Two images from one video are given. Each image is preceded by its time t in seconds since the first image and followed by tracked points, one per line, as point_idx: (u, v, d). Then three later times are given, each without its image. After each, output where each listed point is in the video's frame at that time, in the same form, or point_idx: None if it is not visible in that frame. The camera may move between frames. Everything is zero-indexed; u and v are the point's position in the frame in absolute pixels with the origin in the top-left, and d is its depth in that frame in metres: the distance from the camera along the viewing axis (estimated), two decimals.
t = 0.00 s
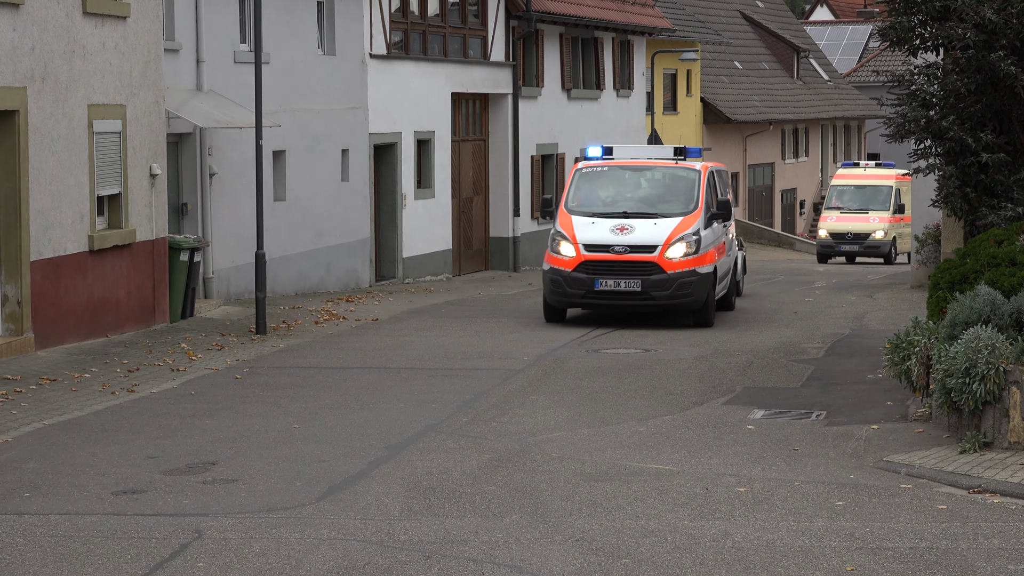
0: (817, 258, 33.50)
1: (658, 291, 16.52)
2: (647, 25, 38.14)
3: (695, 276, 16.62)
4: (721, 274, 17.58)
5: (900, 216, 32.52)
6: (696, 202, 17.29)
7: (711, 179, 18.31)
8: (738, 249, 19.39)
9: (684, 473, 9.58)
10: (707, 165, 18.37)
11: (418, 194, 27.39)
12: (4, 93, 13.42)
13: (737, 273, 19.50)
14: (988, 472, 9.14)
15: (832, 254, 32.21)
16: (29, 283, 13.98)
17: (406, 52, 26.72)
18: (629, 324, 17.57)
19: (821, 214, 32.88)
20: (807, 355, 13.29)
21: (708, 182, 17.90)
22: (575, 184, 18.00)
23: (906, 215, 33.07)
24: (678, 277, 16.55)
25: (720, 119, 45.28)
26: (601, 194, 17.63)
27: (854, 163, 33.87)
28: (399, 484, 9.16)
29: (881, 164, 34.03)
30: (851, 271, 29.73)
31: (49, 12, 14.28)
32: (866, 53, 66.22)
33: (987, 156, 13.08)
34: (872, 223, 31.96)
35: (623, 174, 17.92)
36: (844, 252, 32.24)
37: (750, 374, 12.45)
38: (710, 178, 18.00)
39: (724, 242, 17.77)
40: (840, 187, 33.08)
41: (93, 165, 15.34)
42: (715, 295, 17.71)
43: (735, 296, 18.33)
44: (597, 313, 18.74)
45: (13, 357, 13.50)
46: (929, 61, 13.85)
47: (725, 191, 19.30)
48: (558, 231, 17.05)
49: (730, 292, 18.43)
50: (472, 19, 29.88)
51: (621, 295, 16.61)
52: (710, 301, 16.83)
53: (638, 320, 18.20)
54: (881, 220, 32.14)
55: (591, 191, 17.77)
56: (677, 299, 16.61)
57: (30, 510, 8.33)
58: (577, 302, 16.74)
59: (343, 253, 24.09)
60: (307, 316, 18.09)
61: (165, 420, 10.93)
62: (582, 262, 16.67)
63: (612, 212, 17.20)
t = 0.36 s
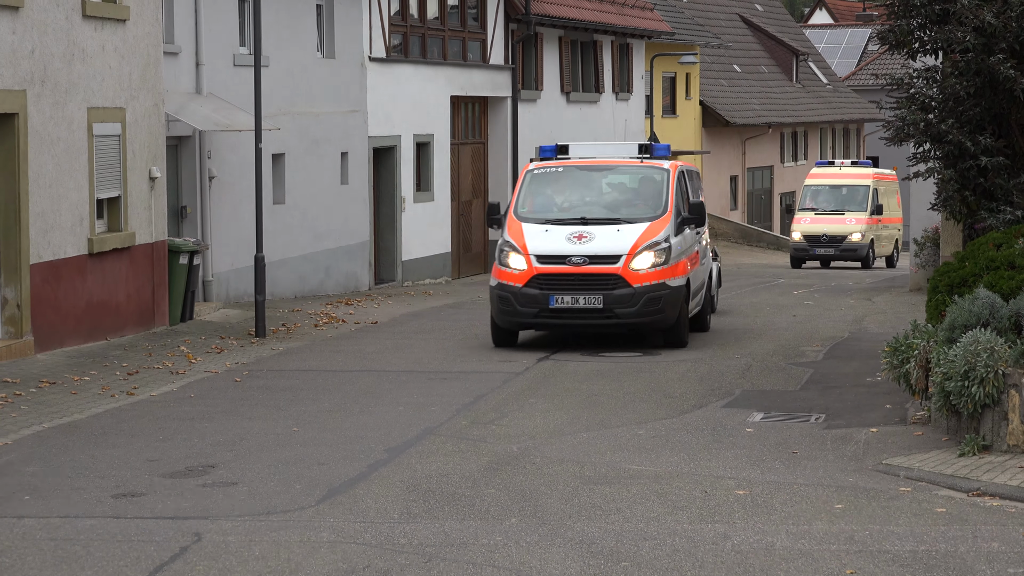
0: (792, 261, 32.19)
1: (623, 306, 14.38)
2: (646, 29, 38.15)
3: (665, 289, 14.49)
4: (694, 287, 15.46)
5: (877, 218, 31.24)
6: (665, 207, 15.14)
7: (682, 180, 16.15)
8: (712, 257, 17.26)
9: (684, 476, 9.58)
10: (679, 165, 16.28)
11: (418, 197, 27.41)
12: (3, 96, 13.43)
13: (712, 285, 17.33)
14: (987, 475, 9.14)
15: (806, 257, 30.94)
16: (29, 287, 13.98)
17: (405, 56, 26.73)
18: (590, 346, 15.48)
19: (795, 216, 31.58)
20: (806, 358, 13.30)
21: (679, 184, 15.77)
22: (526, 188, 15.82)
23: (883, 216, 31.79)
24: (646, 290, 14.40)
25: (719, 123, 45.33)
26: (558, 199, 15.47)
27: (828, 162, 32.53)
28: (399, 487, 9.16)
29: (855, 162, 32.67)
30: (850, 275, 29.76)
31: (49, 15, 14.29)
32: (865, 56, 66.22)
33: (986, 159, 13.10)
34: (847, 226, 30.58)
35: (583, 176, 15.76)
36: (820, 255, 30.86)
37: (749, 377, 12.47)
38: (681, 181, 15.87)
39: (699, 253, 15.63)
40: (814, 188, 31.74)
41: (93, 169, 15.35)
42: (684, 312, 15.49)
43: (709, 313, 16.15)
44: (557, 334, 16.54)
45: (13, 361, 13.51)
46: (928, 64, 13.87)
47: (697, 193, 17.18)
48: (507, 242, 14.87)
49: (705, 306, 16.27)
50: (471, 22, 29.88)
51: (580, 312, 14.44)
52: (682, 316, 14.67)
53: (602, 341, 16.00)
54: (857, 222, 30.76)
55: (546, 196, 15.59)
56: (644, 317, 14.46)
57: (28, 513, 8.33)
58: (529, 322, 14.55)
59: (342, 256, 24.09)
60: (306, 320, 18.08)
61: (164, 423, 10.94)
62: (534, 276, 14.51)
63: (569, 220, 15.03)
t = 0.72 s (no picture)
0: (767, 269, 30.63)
1: (579, 333, 11.79)
2: (645, 34, 38.15)
3: (628, 310, 11.96)
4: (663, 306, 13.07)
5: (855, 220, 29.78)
6: (626, 215, 12.66)
7: (646, 180, 13.63)
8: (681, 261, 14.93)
9: (683, 480, 9.57)
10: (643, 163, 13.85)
11: (416, 202, 27.40)
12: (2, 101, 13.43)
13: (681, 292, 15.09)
14: (987, 480, 9.13)
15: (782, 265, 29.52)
16: (27, 291, 13.97)
17: (404, 61, 26.73)
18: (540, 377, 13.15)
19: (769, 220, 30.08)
20: (806, 362, 13.30)
21: (644, 186, 13.30)
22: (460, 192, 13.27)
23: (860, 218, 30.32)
24: (606, 313, 11.82)
25: (718, 128, 45.36)
26: (500, 204, 12.93)
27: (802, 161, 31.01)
28: (399, 491, 9.16)
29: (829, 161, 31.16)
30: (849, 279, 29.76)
31: (48, 19, 14.29)
32: (864, 60, 66.23)
33: (985, 163, 13.09)
34: (824, 229, 29.10)
35: (529, 177, 13.21)
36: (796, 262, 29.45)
37: (748, 381, 12.46)
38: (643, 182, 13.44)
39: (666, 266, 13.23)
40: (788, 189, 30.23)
41: (92, 173, 15.35)
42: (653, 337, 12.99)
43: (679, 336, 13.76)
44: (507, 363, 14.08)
45: (12, 365, 13.50)
46: (928, 68, 13.87)
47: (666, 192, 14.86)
48: (440, 259, 12.25)
49: (676, 323, 14.01)
50: (470, 27, 29.87)
51: (527, 342, 11.83)
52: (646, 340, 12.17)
53: (562, 372, 13.58)
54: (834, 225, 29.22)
55: (486, 200, 13.03)
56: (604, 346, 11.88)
57: (27, 518, 8.33)
58: (466, 355, 11.93)
59: (341, 261, 24.09)
60: (304, 324, 18.07)
61: (163, 427, 10.93)
62: (471, 300, 11.88)
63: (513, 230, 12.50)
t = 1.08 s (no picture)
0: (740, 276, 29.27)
1: (513, 388, 9.42)
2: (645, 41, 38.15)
3: (577, 358, 9.64)
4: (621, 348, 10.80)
5: (832, 223, 28.56)
6: (577, 240, 10.28)
7: (603, 194, 11.22)
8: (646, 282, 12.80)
9: (683, 488, 9.56)
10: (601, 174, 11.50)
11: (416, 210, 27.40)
12: (3, 108, 13.44)
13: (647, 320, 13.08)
14: (987, 486, 9.12)
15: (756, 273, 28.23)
16: (28, 299, 13.98)
17: (404, 68, 26.75)
18: (475, 435, 11.08)
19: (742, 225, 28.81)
20: (806, 369, 13.29)
21: (599, 202, 10.97)
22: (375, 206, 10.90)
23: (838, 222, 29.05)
24: (550, 363, 9.50)
25: (719, 135, 45.38)
26: (428, 218, 10.58)
27: (776, 162, 29.73)
28: (399, 499, 9.15)
29: (804, 161, 29.88)
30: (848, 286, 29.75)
31: (48, 27, 14.30)
32: (864, 67, 66.30)
33: (984, 170, 13.11)
34: (802, 234, 27.79)
35: (462, 190, 10.80)
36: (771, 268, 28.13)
37: (748, 388, 12.46)
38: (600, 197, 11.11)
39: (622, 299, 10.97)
40: (761, 193, 28.96)
41: (92, 180, 15.36)
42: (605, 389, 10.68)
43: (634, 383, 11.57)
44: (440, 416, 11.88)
45: (13, 373, 13.50)
46: (927, 76, 13.89)
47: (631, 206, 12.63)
48: (348, 292, 9.90)
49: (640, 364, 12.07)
50: (470, 34, 29.89)
51: (452, 398, 9.45)
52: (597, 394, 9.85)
53: (500, 430, 11.36)
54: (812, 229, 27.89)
55: (409, 215, 10.64)
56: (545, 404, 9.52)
57: (27, 526, 8.32)
58: (375, 413, 9.57)
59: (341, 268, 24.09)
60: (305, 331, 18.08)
61: (163, 435, 10.93)
62: (382, 345, 9.55)
63: (438, 256, 10.13)
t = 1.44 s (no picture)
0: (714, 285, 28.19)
1: (402, 457, 6.88)
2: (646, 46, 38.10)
3: (491, 418, 7.10)
4: (558, 403, 8.28)
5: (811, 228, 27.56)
6: (500, 262, 7.70)
7: (537, 203, 8.67)
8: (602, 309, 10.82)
9: (683, 493, 9.55)
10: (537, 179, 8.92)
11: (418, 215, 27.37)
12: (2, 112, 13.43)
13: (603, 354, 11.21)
14: (987, 491, 9.12)
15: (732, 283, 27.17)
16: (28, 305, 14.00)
17: (404, 73, 26.74)
18: (380, 511, 8.81)
19: (717, 232, 27.84)
20: (807, 374, 13.30)
21: (531, 213, 8.41)
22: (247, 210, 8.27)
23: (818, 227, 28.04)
24: (454, 425, 6.98)
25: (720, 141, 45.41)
26: (314, 231, 7.97)
27: (750, 163, 28.68)
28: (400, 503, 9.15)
29: (780, 162, 28.83)
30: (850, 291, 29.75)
31: (48, 33, 14.30)
32: (865, 72, 66.34)
33: (984, 174, 13.12)
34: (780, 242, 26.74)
35: (356, 198, 8.15)
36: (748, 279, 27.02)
37: (749, 393, 12.46)
38: (534, 207, 8.56)
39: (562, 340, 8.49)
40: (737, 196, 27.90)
41: (92, 185, 15.36)
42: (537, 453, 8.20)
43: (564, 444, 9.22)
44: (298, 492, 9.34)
45: (13, 378, 13.50)
46: (928, 80, 13.90)
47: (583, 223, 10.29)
48: (196, 329, 7.29)
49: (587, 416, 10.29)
50: (471, 39, 29.88)
51: (326, 472, 6.90)
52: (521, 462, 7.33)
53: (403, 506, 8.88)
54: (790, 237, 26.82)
55: (289, 223, 8.04)
56: (450, 479, 6.99)
57: (27, 531, 8.32)
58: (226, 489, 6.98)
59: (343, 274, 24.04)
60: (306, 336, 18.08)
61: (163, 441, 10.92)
62: (233, 400, 6.95)
63: (319, 286, 7.50)
